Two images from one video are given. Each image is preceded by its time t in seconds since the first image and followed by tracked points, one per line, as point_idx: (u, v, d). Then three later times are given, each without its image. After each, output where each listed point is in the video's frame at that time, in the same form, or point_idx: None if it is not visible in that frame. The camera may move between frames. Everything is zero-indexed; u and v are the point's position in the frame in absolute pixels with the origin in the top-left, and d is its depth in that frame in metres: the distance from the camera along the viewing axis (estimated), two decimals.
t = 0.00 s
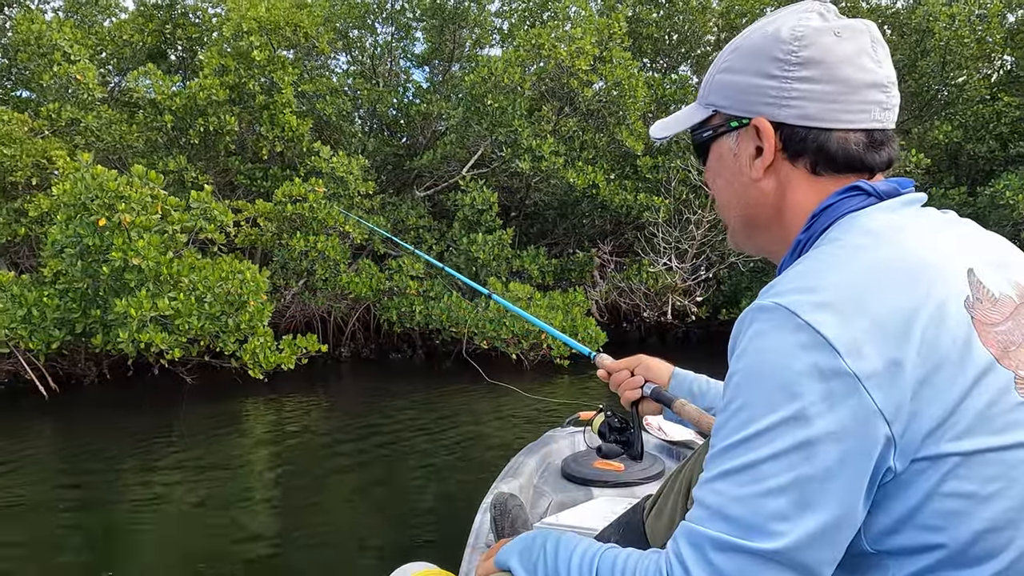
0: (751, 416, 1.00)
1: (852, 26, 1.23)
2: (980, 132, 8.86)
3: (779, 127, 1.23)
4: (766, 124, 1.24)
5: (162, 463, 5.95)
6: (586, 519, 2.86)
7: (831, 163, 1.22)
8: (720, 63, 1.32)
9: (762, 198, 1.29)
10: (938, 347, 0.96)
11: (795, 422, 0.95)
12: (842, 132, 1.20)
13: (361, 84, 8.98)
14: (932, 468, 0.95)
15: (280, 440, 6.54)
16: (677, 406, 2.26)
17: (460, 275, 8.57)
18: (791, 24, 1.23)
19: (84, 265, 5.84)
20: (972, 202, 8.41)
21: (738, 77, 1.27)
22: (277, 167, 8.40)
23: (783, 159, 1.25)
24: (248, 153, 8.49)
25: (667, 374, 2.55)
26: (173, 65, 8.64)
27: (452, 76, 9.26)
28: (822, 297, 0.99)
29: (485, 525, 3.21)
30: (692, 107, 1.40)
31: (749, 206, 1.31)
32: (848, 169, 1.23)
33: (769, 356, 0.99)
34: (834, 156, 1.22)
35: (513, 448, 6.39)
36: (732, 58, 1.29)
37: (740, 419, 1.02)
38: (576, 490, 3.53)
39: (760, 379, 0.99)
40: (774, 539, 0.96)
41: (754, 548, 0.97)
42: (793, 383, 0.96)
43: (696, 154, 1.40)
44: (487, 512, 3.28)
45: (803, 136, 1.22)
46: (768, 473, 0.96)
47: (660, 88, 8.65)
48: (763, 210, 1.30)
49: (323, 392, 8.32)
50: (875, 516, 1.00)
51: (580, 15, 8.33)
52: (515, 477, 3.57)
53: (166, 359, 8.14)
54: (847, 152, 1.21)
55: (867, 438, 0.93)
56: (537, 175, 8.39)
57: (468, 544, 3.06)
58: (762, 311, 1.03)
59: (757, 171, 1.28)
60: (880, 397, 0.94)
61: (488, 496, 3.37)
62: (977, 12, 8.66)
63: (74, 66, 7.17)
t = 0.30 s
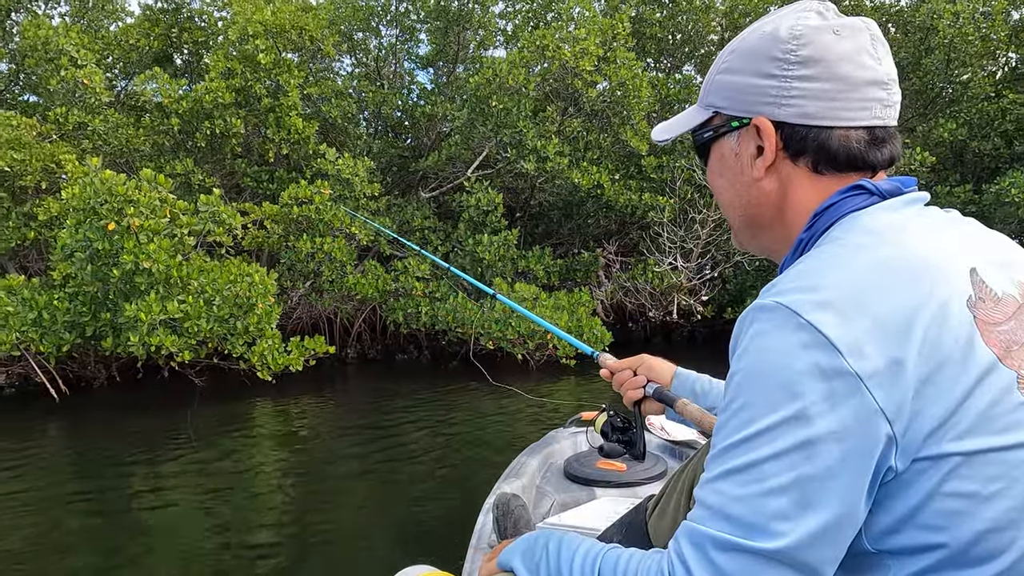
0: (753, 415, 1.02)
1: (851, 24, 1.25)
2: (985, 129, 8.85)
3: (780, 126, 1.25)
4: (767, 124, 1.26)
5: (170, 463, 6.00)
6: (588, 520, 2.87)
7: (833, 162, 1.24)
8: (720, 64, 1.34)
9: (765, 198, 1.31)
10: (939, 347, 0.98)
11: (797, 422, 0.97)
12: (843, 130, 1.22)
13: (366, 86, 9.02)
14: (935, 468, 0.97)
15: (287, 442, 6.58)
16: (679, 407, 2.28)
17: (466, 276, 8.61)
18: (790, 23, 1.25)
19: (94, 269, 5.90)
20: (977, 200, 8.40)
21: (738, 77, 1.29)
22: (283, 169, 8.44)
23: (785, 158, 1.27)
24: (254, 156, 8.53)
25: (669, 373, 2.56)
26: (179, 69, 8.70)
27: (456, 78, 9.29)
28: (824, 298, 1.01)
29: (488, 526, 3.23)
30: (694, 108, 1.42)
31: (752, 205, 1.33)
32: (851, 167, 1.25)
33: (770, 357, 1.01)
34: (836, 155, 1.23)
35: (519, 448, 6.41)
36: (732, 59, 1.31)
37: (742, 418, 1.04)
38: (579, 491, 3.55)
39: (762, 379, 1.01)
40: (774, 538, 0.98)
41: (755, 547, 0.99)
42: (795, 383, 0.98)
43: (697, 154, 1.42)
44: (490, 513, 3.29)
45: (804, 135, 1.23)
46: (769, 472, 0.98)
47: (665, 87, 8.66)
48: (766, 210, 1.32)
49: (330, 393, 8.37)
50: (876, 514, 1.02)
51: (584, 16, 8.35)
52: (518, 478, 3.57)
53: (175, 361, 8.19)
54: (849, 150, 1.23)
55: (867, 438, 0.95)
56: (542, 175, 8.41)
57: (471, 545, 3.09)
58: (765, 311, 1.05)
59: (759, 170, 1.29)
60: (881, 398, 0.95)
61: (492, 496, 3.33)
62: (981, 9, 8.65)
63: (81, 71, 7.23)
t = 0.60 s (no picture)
0: (753, 410, 1.03)
1: (853, 22, 1.24)
2: (989, 127, 8.85)
3: (782, 126, 1.24)
4: (769, 123, 1.25)
5: (178, 463, 6.04)
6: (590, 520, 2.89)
7: (835, 162, 1.23)
8: (723, 64, 1.34)
9: (767, 197, 1.30)
10: (938, 345, 1.00)
11: (796, 418, 0.98)
12: (845, 129, 1.21)
13: (371, 88, 9.07)
14: (936, 464, 0.98)
15: (293, 442, 6.61)
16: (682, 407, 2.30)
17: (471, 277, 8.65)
18: (791, 23, 1.25)
19: (103, 271, 5.96)
20: (982, 198, 8.40)
21: (740, 77, 1.29)
22: (288, 171, 8.47)
23: (787, 157, 1.26)
24: (259, 157, 8.56)
25: (671, 374, 2.59)
26: (184, 71, 8.75)
27: (460, 79, 9.31)
28: (823, 295, 1.02)
29: (489, 527, 3.26)
30: (697, 108, 1.42)
31: (754, 205, 1.32)
32: (854, 166, 1.24)
33: (770, 354, 1.02)
34: (838, 154, 1.23)
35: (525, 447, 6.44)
36: (733, 59, 1.30)
37: (742, 415, 1.05)
38: (580, 491, 3.59)
39: (761, 376, 1.03)
40: (773, 534, 0.99)
41: (755, 543, 1.00)
42: (794, 380, 0.99)
43: (700, 154, 1.42)
44: (491, 514, 3.31)
45: (806, 135, 1.23)
46: (769, 468, 1.00)
47: (668, 87, 8.67)
48: (768, 210, 1.31)
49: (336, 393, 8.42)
50: (876, 511, 1.03)
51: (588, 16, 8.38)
52: (519, 478, 3.56)
53: (182, 362, 8.24)
54: (851, 150, 1.22)
55: (866, 433, 0.96)
56: (546, 175, 8.44)
57: (472, 545, 3.13)
58: (765, 307, 1.06)
59: (761, 170, 1.29)
60: (879, 393, 0.97)
61: (493, 496, 3.34)
62: (985, 7, 8.64)
63: (88, 74, 7.30)
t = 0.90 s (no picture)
0: (752, 407, 1.04)
1: (853, 23, 1.23)
2: (994, 126, 8.85)
3: (782, 125, 1.24)
4: (769, 123, 1.24)
5: (185, 462, 6.10)
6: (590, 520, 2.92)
7: (836, 162, 1.23)
8: (724, 65, 1.33)
9: (768, 197, 1.29)
10: (936, 342, 1.01)
11: (795, 415, 1.00)
12: (845, 129, 1.20)
13: (376, 89, 9.11)
14: (934, 462, 0.99)
15: (299, 442, 6.64)
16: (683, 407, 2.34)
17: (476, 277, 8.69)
18: (791, 23, 1.24)
19: (112, 273, 6.04)
20: (986, 196, 8.41)
21: (740, 78, 1.28)
22: (293, 172, 8.51)
23: (787, 157, 1.25)
24: (264, 158, 8.61)
25: (674, 373, 2.61)
26: (190, 73, 8.81)
27: (464, 80, 9.34)
28: (821, 293, 1.03)
29: (490, 527, 3.28)
30: (698, 110, 1.41)
31: (754, 205, 1.32)
32: (854, 166, 1.23)
33: (769, 351, 1.04)
34: (839, 154, 1.22)
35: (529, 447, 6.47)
36: (735, 60, 1.30)
37: (741, 412, 1.06)
38: (581, 491, 3.62)
39: (761, 373, 1.04)
40: (772, 530, 1.00)
41: (755, 540, 1.01)
42: (793, 376, 1.01)
43: (702, 155, 1.41)
44: (491, 514, 3.34)
45: (806, 134, 1.22)
46: (769, 464, 1.01)
47: (672, 87, 8.67)
48: (768, 209, 1.31)
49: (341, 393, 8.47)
50: (874, 508, 1.04)
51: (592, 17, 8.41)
52: (519, 479, 3.58)
53: (189, 363, 8.30)
54: (851, 149, 1.22)
55: (863, 430, 0.98)
56: (550, 176, 8.48)
57: (473, 545, 3.16)
58: (765, 304, 1.07)
59: (762, 170, 1.28)
60: (876, 390, 0.98)
61: (493, 497, 3.36)
62: (989, 6, 8.64)
63: (95, 77, 7.37)
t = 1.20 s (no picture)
0: (718, 377, 1.11)
1: (878, 47, 1.20)
2: (952, 141, 9.18)
3: (807, 133, 1.17)
4: (795, 130, 1.17)
5: (157, 457, 6.12)
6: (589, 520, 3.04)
7: (848, 173, 1.19)
8: (745, 64, 1.24)
9: (776, 204, 1.24)
10: (905, 322, 1.02)
11: (757, 383, 1.05)
12: (863, 145, 1.17)
13: (353, 91, 9.22)
14: (899, 437, 1.01)
15: (271, 439, 6.65)
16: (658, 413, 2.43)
17: (449, 278, 8.81)
18: (823, 36, 1.17)
19: (85, 268, 6.11)
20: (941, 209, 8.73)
21: (767, 81, 1.19)
22: (268, 171, 8.58)
23: (805, 165, 1.20)
24: (240, 157, 8.68)
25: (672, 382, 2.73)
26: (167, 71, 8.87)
27: (441, 83, 9.48)
28: (788, 273, 1.09)
29: (490, 527, 3.10)
30: (705, 105, 1.32)
31: (762, 211, 1.25)
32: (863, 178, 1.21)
33: (737, 325, 1.10)
34: (854, 166, 1.18)
35: (499, 445, 6.58)
36: (759, 62, 1.21)
37: (712, 384, 1.12)
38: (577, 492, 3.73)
39: (728, 345, 1.10)
40: (725, 489, 1.06)
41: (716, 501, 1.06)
42: (757, 347, 1.06)
43: (705, 154, 1.32)
44: (491, 513, 3.15)
45: (828, 147, 1.17)
46: (728, 428, 1.07)
47: (644, 96, 8.86)
48: (775, 216, 1.25)
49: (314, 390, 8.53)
50: (843, 483, 1.06)
51: (565, 25, 8.59)
52: (519, 479, 3.61)
53: (161, 359, 8.32)
54: (865, 163, 1.19)
55: (823, 397, 1.02)
56: (522, 180, 8.65)
57: (473, 545, 2.95)
58: (739, 284, 1.14)
59: (777, 174, 1.22)
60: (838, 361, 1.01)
61: (494, 495, 3.22)
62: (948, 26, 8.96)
63: (67, 75, 7.35)
